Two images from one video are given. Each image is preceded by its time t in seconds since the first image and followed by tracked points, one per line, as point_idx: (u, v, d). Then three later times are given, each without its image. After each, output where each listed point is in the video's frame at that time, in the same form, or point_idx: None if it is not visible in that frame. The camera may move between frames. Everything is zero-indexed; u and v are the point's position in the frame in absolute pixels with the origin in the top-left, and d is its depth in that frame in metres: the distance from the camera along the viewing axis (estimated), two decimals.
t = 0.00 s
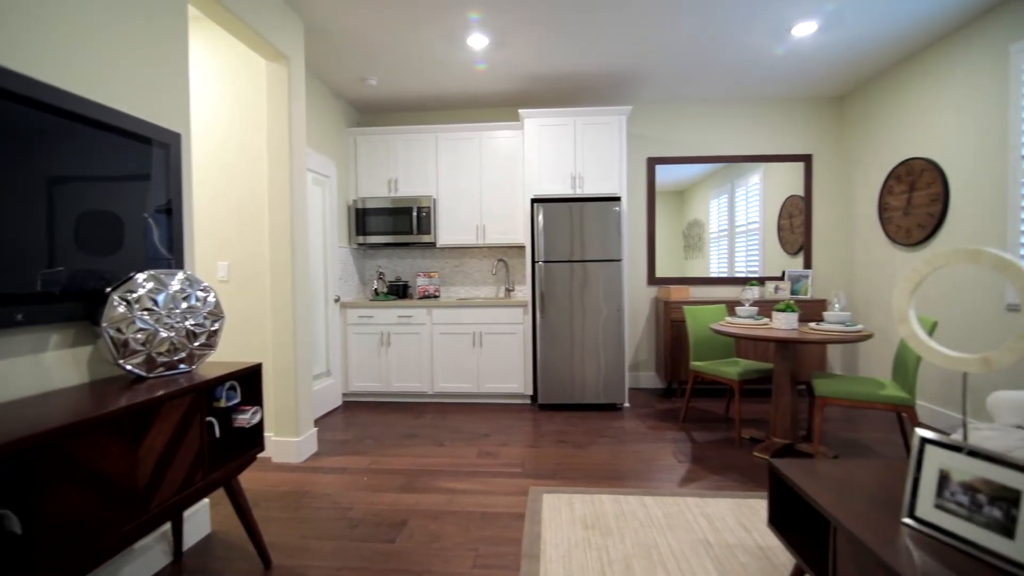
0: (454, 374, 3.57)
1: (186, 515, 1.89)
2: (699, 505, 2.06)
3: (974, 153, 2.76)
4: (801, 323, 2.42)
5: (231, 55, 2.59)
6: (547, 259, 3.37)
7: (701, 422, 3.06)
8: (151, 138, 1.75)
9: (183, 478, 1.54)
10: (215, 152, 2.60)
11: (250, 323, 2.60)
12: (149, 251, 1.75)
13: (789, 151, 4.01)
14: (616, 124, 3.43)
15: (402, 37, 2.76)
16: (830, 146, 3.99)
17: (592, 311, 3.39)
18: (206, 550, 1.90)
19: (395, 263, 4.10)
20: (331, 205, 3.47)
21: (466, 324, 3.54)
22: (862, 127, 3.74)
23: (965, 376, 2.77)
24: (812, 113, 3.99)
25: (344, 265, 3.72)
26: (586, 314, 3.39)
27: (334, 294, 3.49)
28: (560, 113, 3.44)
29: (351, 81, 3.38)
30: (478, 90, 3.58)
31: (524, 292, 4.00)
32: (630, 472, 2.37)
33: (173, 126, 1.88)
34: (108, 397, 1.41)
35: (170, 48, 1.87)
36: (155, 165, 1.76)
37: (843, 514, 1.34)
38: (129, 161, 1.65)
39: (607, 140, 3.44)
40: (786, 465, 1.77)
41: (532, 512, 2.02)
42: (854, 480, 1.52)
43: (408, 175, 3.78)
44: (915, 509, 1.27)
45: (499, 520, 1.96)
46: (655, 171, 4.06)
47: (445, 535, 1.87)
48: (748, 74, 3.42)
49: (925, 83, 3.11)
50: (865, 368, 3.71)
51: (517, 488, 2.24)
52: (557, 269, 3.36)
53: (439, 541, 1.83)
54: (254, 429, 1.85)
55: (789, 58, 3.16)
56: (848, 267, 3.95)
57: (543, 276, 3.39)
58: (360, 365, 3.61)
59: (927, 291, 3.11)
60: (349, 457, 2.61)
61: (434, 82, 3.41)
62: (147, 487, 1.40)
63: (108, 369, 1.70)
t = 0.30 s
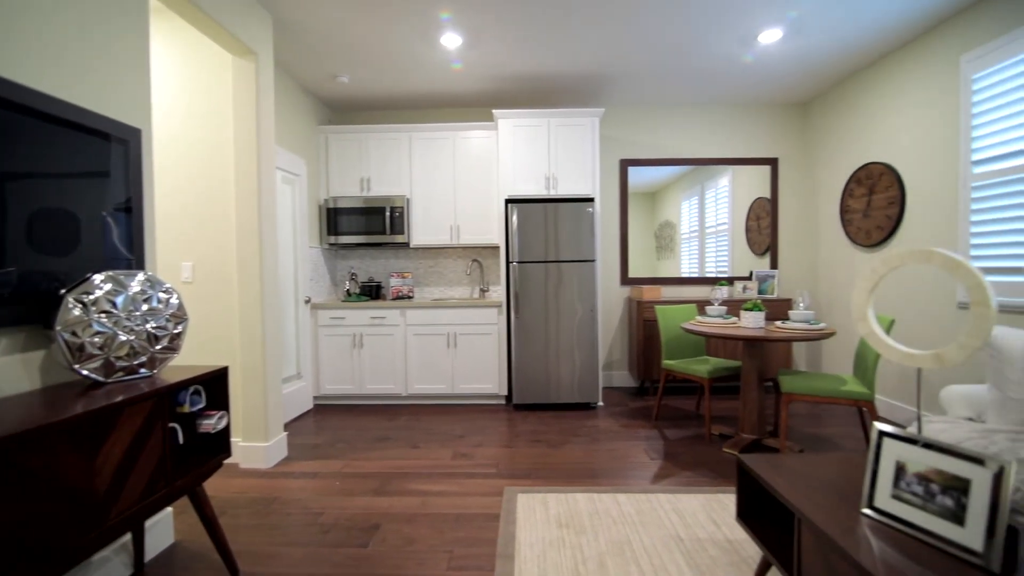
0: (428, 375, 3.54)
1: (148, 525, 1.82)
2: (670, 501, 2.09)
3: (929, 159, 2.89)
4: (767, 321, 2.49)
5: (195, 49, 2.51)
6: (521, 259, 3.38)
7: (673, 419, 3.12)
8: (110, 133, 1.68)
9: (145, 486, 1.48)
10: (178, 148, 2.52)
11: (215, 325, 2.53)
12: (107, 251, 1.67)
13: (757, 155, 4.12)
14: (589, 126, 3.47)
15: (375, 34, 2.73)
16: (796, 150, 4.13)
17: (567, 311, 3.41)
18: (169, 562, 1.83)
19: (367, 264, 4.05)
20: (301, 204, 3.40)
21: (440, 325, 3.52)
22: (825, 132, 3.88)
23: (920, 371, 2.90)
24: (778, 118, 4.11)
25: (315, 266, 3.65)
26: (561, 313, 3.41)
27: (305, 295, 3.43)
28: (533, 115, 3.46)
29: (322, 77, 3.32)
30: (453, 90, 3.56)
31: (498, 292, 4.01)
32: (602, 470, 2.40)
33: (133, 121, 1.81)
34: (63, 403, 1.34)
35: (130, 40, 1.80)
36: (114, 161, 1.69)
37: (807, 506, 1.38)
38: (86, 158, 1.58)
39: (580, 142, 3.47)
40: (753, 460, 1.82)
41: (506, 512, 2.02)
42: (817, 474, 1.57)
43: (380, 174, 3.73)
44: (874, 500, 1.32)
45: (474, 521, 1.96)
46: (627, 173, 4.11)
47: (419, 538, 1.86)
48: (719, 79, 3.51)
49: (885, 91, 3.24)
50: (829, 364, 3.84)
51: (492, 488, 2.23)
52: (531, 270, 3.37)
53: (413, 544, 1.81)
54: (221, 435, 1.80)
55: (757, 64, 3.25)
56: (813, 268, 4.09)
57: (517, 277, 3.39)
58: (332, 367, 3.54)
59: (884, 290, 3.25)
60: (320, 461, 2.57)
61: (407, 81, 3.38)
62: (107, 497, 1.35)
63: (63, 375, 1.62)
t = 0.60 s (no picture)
0: (404, 376, 3.51)
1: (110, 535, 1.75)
2: (645, 498, 2.13)
3: (891, 163, 3.01)
4: (738, 320, 2.55)
5: (160, 43, 2.43)
6: (497, 259, 3.38)
7: (648, 418, 3.17)
8: (69, 129, 1.61)
9: (109, 495, 1.42)
10: (142, 145, 2.44)
11: (181, 327, 2.45)
12: (67, 251, 1.60)
13: (728, 158, 4.22)
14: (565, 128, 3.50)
15: (349, 32, 2.70)
16: (765, 153, 4.24)
17: (544, 311, 3.43)
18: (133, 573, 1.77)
19: (342, 264, 3.99)
20: (272, 203, 3.33)
21: (416, 325, 3.50)
22: (793, 136, 4.00)
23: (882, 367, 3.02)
24: (749, 122, 4.22)
25: (287, 266, 3.58)
26: (537, 313, 3.43)
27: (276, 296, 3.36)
28: (509, 116, 3.48)
29: (294, 74, 3.26)
30: (429, 89, 3.54)
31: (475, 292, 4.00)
32: (578, 469, 2.42)
33: (95, 115, 1.74)
34: (18, 410, 1.28)
35: (91, 32, 1.74)
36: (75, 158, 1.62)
37: (776, 501, 1.41)
38: (45, 153, 1.51)
39: (555, 144, 3.50)
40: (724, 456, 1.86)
41: (483, 513, 2.02)
42: (785, 468, 1.62)
43: (354, 173, 3.68)
44: (839, 493, 1.36)
45: (450, 523, 1.95)
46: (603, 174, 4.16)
47: (395, 541, 1.84)
48: (693, 83, 3.58)
49: (849, 97, 3.36)
50: (797, 362, 3.96)
51: (468, 489, 2.23)
52: (508, 270, 3.38)
53: (389, 547, 1.80)
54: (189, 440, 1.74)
55: (730, 69, 3.33)
56: (781, 268, 4.20)
57: (493, 277, 3.39)
58: (305, 369, 3.48)
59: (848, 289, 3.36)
60: (293, 465, 2.52)
61: (383, 79, 3.35)
62: (67, 507, 1.29)
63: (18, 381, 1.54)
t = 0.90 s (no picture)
0: (384, 378, 3.49)
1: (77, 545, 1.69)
2: (624, 496, 2.15)
3: (861, 166, 3.10)
4: (715, 319, 2.60)
5: (130, 36, 2.36)
6: (478, 259, 3.38)
7: (628, 416, 3.20)
8: (32, 124, 1.55)
9: (74, 503, 1.37)
10: (110, 141, 2.36)
11: (151, 330, 2.39)
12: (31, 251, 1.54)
13: (706, 159, 4.30)
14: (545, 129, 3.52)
15: (327, 29, 2.67)
16: (741, 156, 4.33)
17: (524, 311, 3.43)
18: None
19: (320, 264, 3.94)
20: (248, 202, 3.26)
21: (396, 326, 3.47)
22: (766, 139, 4.09)
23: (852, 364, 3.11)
24: (726, 124, 4.30)
25: (264, 267, 3.51)
26: (518, 314, 3.43)
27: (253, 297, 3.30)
28: (490, 116, 3.48)
29: (270, 71, 3.20)
30: (409, 88, 3.52)
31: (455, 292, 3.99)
32: (558, 469, 2.44)
33: (60, 110, 1.68)
34: None
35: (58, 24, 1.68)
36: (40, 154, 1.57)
37: (752, 496, 1.44)
38: (8, 150, 1.46)
39: (535, 145, 3.52)
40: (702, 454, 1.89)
41: (464, 514, 2.02)
42: (761, 464, 1.65)
43: (332, 172, 3.63)
44: (811, 487, 1.40)
45: (431, 525, 1.94)
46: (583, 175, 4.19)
47: (375, 544, 1.82)
48: (672, 86, 3.63)
49: (821, 102, 3.46)
50: (773, 360, 4.05)
51: (448, 491, 2.22)
52: (488, 270, 3.37)
53: (368, 550, 1.78)
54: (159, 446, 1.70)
55: (708, 72, 3.39)
56: (756, 269, 4.30)
57: (473, 277, 3.38)
58: (282, 372, 3.42)
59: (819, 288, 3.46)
60: (269, 469, 2.47)
61: (362, 77, 3.32)
62: (29, 516, 1.24)
63: None
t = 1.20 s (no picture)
0: (364, 379, 3.45)
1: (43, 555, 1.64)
2: (605, 494, 2.17)
3: (834, 168, 3.18)
4: (694, 319, 2.64)
5: (99, 30, 2.29)
6: (460, 259, 3.37)
7: (609, 415, 3.23)
8: None
9: (38, 513, 1.32)
10: (79, 138, 2.29)
11: (122, 332, 2.32)
12: None
13: (686, 161, 4.36)
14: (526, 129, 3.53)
15: (306, 26, 2.63)
16: (719, 158, 4.40)
17: (506, 311, 3.44)
18: None
19: (299, 265, 3.88)
20: (224, 201, 3.20)
21: (377, 327, 3.44)
22: (744, 141, 4.17)
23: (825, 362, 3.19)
24: (705, 127, 4.37)
25: (240, 267, 3.45)
26: (500, 314, 3.44)
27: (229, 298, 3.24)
28: (471, 116, 3.47)
29: (245, 67, 3.14)
30: (389, 87, 3.49)
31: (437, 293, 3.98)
32: (540, 468, 2.45)
33: (26, 105, 1.62)
34: None
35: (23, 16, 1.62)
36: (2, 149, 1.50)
37: (730, 492, 1.47)
38: None
39: (516, 145, 3.53)
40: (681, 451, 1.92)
41: (446, 515, 2.01)
42: (738, 461, 1.68)
43: (311, 171, 3.58)
44: (787, 483, 1.43)
45: (412, 527, 1.93)
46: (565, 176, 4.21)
47: (355, 547, 1.80)
48: (653, 88, 3.67)
49: (796, 106, 3.53)
50: (750, 358, 4.13)
51: (429, 492, 2.21)
52: (470, 270, 3.36)
53: (348, 554, 1.76)
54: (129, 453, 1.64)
55: (688, 75, 3.43)
56: (735, 269, 4.38)
57: (455, 278, 3.37)
58: (260, 374, 3.36)
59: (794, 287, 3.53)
60: (246, 474, 2.43)
61: (342, 76, 3.28)
62: None
63: None
